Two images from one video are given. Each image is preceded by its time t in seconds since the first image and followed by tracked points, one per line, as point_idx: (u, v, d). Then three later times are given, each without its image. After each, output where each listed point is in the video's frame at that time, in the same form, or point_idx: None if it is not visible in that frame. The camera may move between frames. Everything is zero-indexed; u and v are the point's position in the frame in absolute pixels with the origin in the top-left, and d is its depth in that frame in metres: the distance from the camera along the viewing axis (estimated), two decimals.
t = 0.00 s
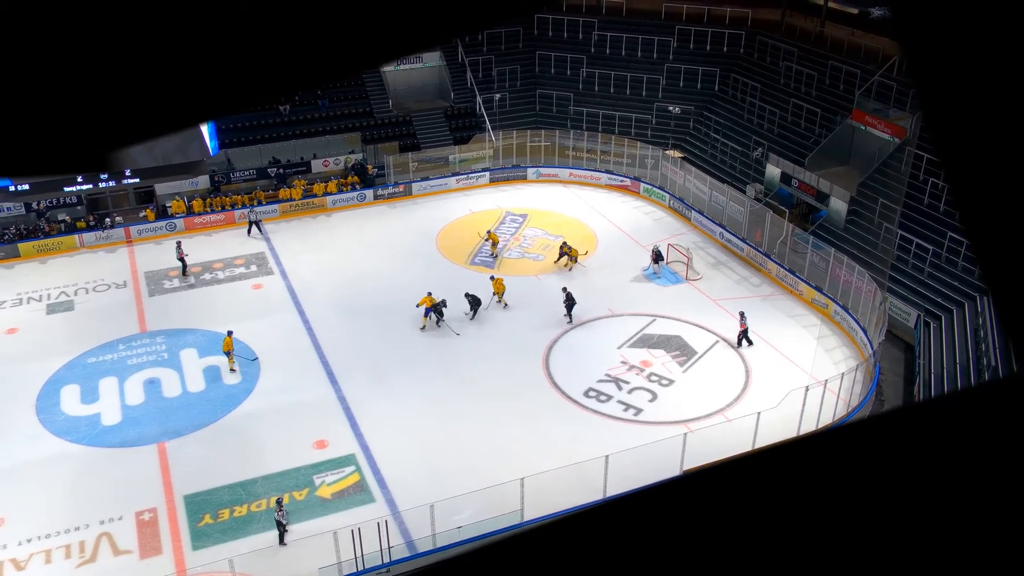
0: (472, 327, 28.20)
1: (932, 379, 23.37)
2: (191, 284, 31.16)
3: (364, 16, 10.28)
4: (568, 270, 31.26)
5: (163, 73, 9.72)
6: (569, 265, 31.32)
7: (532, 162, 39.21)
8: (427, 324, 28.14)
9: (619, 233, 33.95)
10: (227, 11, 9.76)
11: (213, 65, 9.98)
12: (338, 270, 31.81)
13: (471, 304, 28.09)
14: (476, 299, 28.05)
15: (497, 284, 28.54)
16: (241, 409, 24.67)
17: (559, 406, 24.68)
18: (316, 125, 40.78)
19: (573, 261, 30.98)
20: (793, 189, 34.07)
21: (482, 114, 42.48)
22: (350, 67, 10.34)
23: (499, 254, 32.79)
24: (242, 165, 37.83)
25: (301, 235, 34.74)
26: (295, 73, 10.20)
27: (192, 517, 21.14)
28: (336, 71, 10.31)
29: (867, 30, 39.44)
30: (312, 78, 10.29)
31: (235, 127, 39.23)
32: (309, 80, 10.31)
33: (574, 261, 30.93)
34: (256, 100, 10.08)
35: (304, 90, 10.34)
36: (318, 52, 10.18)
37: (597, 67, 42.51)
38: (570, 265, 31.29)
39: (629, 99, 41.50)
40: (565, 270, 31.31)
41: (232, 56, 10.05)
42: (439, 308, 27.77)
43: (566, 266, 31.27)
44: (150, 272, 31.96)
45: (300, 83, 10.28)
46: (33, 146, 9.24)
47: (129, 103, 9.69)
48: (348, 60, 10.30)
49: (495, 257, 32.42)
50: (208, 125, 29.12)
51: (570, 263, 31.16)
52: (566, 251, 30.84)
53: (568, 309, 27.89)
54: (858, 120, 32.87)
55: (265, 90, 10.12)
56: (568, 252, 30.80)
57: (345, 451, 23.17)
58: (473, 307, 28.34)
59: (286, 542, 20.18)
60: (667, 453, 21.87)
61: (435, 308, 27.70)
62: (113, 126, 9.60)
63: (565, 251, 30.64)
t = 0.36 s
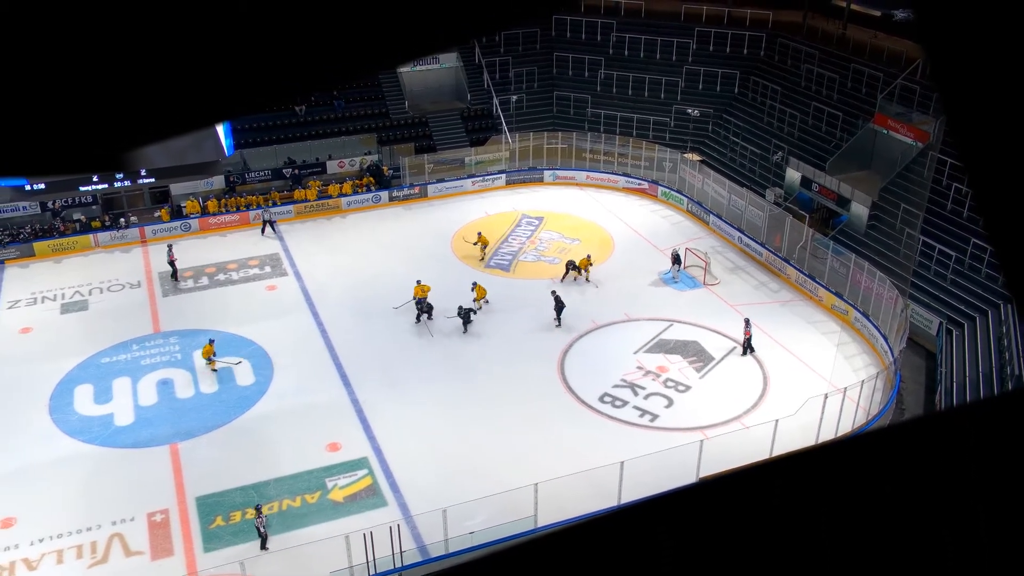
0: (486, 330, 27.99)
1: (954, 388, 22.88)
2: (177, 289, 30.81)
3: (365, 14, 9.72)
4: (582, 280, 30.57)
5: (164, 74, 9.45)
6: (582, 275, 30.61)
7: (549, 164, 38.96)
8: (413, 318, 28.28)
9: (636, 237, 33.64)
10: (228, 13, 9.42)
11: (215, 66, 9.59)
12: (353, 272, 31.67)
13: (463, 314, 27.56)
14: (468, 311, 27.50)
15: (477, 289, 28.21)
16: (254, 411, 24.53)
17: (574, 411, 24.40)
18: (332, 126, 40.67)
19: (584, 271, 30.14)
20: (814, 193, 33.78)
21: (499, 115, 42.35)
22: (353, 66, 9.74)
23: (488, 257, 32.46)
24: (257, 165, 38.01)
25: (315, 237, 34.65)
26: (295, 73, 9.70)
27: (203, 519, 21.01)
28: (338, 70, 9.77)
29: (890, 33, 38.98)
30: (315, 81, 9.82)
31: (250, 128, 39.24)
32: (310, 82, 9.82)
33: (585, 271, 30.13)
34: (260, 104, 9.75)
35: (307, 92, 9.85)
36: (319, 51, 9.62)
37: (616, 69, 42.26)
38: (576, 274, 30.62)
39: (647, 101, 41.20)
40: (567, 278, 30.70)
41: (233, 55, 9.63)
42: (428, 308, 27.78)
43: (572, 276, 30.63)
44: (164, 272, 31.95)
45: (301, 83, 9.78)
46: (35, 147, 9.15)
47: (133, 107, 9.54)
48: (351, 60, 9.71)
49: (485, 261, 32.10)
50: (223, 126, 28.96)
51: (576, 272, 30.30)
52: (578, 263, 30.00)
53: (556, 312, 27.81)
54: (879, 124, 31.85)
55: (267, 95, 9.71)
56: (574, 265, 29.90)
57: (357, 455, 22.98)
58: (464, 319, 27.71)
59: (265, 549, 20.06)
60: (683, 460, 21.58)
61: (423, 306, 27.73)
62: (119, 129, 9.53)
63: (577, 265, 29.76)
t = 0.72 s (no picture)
0: (507, 333, 27.68)
1: (985, 399, 22.27)
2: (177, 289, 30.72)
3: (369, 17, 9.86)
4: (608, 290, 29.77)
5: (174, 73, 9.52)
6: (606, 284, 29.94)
7: (572, 166, 38.65)
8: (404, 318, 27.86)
9: (661, 241, 33.21)
10: (227, 10, 9.49)
11: (221, 64, 9.73)
12: (373, 273, 31.50)
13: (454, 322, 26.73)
14: (456, 320, 26.59)
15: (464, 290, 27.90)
16: (273, 411, 24.39)
17: (595, 416, 24.05)
18: (354, 126, 40.58)
19: (608, 279, 29.41)
20: (842, 199, 33.17)
21: (523, 116, 42.14)
22: (351, 68, 10.11)
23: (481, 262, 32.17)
24: (278, 165, 37.72)
25: (337, 237, 34.54)
26: (296, 73, 9.95)
27: (221, 520, 20.86)
28: (337, 71, 10.12)
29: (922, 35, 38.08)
30: (315, 82, 10.11)
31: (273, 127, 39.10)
32: (310, 82, 10.10)
33: (609, 279, 29.36)
34: (261, 104, 9.98)
35: (306, 93, 10.15)
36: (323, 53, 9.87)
37: (641, 70, 41.86)
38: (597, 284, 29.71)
39: (673, 103, 40.77)
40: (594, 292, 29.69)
41: (237, 55, 9.77)
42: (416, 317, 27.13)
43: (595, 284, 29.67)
44: (185, 271, 31.93)
45: (302, 83, 10.05)
46: (40, 144, 9.09)
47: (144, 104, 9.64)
48: (350, 62, 10.04)
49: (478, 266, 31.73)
50: (246, 126, 28.84)
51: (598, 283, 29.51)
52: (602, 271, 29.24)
53: (550, 316, 27.40)
54: (911, 128, 31.93)
55: (268, 95, 9.97)
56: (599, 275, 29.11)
57: (376, 457, 22.76)
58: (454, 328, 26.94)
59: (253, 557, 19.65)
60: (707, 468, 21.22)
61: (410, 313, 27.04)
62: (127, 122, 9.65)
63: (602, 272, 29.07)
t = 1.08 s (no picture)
0: (531, 336, 27.32)
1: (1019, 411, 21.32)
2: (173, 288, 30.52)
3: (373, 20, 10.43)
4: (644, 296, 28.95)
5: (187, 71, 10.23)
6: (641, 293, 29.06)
7: (600, 167, 38.23)
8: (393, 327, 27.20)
9: (690, 244, 32.72)
10: (228, 12, 10.17)
11: (233, 65, 10.39)
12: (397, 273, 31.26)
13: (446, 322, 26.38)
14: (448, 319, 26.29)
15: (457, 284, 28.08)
16: (295, 411, 24.21)
17: (620, 422, 23.64)
18: (379, 125, 40.50)
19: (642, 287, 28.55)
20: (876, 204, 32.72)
21: (550, 117, 41.76)
22: (350, 69, 10.65)
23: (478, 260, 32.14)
24: (303, 164, 37.68)
25: (362, 236, 34.40)
26: (296, 73, 10.46)
27: (241, 520, 20.69)
28: (336, 72, 10.63)
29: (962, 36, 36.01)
30: (316, 83, 10.64)
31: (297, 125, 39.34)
32: (310, 82, 10.61)
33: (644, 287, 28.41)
34: (260, 104, 10.42)
35: (307, 92, 10.68)
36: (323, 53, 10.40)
37: (672, 71, 41.36)
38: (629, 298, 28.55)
39: (704, 104, 40.25)
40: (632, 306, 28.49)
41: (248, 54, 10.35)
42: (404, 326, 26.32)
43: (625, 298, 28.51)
44: (208, 269, 31.88)
45: (303, 83, 10.56)
46: (47, 133, 9.91)
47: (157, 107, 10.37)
48: (350, 63, 10.55)
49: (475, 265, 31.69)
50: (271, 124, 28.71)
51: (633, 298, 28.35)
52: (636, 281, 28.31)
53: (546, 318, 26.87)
54: (948, 132, 31.09)
55: (270, 96, 10.45)
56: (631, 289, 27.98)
57: (397, 460, 22.50)
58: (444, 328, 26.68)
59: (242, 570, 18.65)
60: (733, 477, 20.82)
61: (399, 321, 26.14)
62: (148, 120, 10.43)
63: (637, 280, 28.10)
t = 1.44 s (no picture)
0: (559, 338, 26.92)
1: None
2: (174, 284, 30.57)
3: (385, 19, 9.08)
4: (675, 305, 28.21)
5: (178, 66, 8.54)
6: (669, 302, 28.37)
7: (632, 168, 37.72)
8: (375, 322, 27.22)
9: (722, 247, 32.16)
10: (226, 9, 8.62)
11: (227, 61, 8.78)
12: (424, 273, 30.98)
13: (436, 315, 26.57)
14: (439, 312, 26.50)
15: (461, 271, 28.54)
16: (319, 411, 23.99)
17: (649, 429, 23.18)
18: (409, 122, 40.23)
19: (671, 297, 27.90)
20: (916, 208, 31.98)
21: (582, 116, 41.25)
22: (353, 70, 9.15)
23: (485, 253, 32.48)
24: (333, 161, 37.51)
25: (389, 235, 34.18)
26: (295, 72, 8.95)
27: (263, 519, 20.49)
28: (338, 72, 9.10)
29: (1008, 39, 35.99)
30: (315, 84, 9.07)
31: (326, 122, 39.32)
32: (310, 83, 9.06)
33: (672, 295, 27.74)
34: (259, 103, 8.85)
35: (306, 96, 9.09)
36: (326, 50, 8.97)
37: (707, 70, 40.79)
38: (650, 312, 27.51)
39: (739, 104, 39.59)
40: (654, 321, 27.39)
41: (244, 50, 8.77)
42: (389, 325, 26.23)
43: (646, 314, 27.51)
44: (235, 266, 31.82)
45: (302, 84, 9.03)
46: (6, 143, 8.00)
47: (145, 105, 8.59)
48: (353, 61, 9.10)
49: (480, 256, 32.04)
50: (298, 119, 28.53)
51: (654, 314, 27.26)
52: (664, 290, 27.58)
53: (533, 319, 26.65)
54: (992, 136, 30.23)
55: (263, 98, 8.87)
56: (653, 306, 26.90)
57: (421, 461, 22.22)
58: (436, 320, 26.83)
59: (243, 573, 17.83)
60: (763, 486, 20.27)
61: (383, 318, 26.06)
62: (124, 125, 8.62)
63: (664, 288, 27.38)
